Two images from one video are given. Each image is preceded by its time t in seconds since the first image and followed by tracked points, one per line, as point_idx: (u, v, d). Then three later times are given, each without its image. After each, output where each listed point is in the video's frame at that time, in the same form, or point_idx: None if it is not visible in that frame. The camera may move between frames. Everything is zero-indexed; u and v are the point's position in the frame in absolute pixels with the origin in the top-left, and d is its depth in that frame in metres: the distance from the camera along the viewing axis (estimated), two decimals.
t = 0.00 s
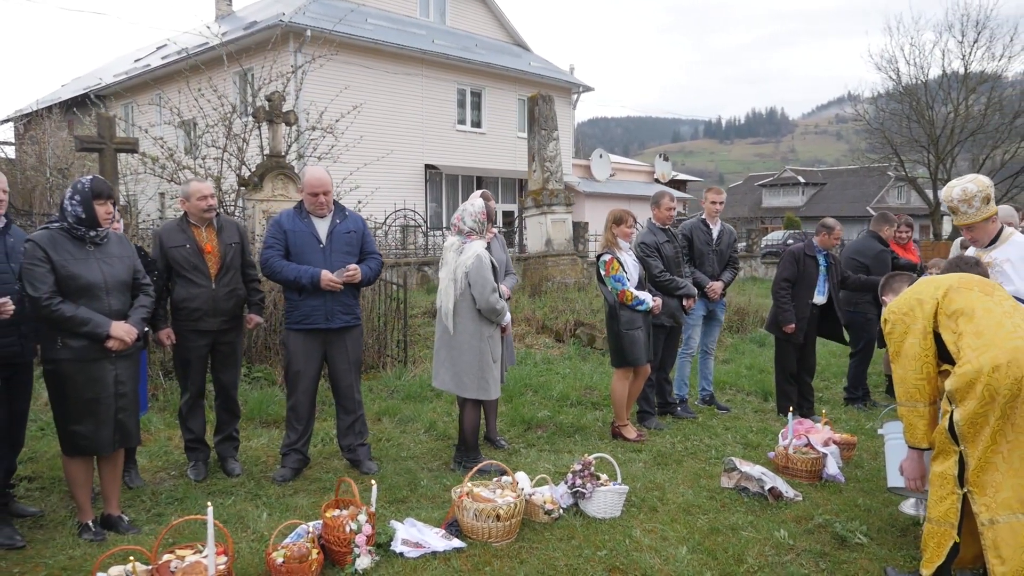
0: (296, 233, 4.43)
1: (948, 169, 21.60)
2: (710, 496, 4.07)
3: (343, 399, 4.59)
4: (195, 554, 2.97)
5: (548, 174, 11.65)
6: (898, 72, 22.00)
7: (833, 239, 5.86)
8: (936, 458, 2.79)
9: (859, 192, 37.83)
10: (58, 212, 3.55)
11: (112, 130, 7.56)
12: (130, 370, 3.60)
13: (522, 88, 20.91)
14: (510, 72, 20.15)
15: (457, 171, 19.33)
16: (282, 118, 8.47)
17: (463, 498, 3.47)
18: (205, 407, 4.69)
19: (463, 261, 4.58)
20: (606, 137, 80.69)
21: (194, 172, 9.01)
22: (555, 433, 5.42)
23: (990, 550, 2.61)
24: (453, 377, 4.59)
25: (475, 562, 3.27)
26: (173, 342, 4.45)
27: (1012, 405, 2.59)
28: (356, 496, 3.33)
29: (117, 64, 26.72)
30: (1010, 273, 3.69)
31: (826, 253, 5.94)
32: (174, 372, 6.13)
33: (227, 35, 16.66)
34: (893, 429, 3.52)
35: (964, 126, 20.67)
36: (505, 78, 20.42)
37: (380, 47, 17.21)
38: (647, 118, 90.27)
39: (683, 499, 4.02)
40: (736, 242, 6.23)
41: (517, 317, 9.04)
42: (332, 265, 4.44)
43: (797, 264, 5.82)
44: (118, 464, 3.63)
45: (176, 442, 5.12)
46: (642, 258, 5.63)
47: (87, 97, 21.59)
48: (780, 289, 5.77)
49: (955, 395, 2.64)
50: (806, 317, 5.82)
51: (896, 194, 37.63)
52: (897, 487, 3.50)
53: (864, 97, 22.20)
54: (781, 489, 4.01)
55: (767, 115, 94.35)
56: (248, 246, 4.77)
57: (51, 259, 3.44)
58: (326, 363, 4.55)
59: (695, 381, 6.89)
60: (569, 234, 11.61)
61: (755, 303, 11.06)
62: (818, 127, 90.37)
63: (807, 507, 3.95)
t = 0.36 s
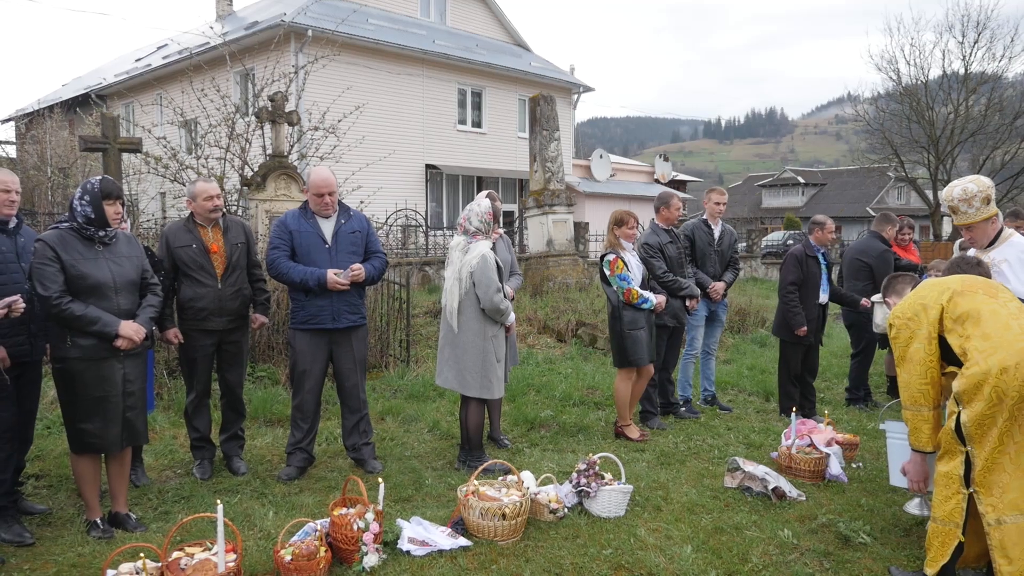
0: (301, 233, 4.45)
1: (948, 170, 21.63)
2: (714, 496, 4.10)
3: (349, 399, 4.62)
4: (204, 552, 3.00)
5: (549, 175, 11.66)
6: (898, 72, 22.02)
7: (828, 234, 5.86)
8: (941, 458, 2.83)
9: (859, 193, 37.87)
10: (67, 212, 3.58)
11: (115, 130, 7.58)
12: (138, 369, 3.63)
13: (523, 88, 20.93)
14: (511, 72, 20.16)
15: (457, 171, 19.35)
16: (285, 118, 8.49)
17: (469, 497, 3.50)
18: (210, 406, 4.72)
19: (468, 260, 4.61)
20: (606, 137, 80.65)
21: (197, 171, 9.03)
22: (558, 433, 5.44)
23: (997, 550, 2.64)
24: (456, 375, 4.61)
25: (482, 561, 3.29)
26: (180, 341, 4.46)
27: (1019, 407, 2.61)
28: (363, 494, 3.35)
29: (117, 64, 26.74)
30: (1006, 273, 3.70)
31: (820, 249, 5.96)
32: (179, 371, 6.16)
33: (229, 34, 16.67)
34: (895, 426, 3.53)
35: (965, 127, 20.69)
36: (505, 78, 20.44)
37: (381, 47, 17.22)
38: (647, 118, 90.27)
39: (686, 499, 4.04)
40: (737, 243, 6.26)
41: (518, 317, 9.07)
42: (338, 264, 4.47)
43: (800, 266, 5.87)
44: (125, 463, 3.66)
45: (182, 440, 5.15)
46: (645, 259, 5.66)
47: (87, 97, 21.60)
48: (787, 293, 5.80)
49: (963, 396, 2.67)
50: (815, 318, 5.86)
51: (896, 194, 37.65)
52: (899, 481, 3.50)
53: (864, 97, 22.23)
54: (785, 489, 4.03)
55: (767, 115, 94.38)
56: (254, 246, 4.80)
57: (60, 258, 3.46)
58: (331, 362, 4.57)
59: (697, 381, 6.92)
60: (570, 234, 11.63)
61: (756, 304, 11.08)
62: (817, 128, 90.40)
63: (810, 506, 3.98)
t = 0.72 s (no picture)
0: (320, 234, 4.46)
1: (962, 168, 21.42)
2: (733, 496, 4.09)
3: (367, 397, 4.65)
4: (229, 549, 3.03)
5: (562, 174, 11.66)
6: (911, 70, 21.85)
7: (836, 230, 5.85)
8: (968, 461, 2.81)
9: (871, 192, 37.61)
10: (91, 213, 3.61)
11: (133, 132, 7.65)
12: (161, 367, 3.66)
13: (534, 88, 20.92)
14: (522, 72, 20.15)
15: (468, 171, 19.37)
16: (300, 119, 8.53)
17: (489, 496, 3.51)
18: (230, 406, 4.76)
19: (485, 260, 4.63)
20: (616, 137, 80.49)
21: (212, 172, 9.09)
22: (575, 432, 5.45)
23: None
24: (473, 374, 4.63)
25: (503, 559, 3.30)
26: (201, 340, 4.50)
27: None
28: (385, 493, 3.37)
29: (131, 66, 26.96)
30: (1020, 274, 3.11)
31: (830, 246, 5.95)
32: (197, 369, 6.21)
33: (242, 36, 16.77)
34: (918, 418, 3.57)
35: (979, 125, 20.50)
36: (516, 78, 20.43)
37: (393, 47, 17.25)
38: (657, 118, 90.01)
39: (705, 498, 4.03)
40: (746, 241, 6.24)
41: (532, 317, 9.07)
42: (357, 265, 4.49)
43: (816, 266, 5.86)
44: (148, 461, 3.70)
45: (201, 439, 5.19)
46: (661, 258, 5.63)
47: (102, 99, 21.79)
48: (805, 293, 5.79)
49: (996, 399, 2.67)
50: (837, 316, 5.86)
51: (909, 194, 37.33)
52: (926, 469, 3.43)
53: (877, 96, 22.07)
54: (805, 489, 4.02)
55: (778, 114, 93.90)
56: (273, 246, 4.84)
57: (84, 258, 3.49)
58: (350, 361, 4.60)
59: (713, 381, 6.90)
60: (583, 233, 11.61)
61: (770, 303, 11.03)
62: (829, 126, 89.81)
63: (831, 506, 3.96)
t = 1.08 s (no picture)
0: (348, 234, 4.50)
1: (983, 168, 21.19)
2: (761, 496, 4.08)
3: (394, 397, 4.69)
4: (264, 546, 3.06)
5: (581, 174, 11.65)
6: (931, 69, 21.63)
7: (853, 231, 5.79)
8: None
9: (889, 192, 37.26)
10: (126, 214, 3.66)
11: (159, 133, 7.74)
12: (194, 366, 3.70)
13: (550, 88, 20.93)
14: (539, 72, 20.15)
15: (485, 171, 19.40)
16: (321, 120, 8.59)
17: (519, 495, 3.53)
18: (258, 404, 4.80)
19: (512, 260, 4.65)
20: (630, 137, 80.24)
21: (234, 173, 9.18)
22: (599, 432, 5.45)
23: None
24: (500, 373, 4.66)
25: (534, 558, 3.32)
26: (230, 340, 4.56)
27: None
28: (416, 491, 3.39)
29: (150, 68, 27.25)
30: None
31: (851, 246, 5.88)
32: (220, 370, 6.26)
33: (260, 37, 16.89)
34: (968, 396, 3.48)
35: (1000, 123, 20.27)
36: (533, 78, 20.44)
37: (410, 49, 17.30)
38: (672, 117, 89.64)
39: (734, 499, 4.02)
40: (764, 241, 6.20)
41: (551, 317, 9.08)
42: (385, 264, 4.53)
43: (838, 267, 5.80)
44: (181, 460, 3.74)
45: (228, 437, 5.24)
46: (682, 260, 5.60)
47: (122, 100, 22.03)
48: (828, 295, 5.73)
49: None
50: (860, 317, 5.81)
51: (928, 193, 36.93)
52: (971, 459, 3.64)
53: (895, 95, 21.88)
54: (834, 490, 4.00)
55: (794, 113, 93.25)
56: (300, 247, 4.88)
57: (120, 258, 3.54)
58: (377, 361, 4.65)
59: (735, 381, 6.87)
60: (602, 234, 11.59)
61: (790, 304, 10.96)
62: (845, 126, 89.07)
63: (860, 508, 3.94)
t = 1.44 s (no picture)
0: (371, 233, 4.55)
1: (994, 168, 21.09)
2: (783, 496, 4.08)
3: (414, 396, 4.72)
4: (293, 543, 3.09)
5: (593, 175, 11.67)
6: (942, 69, 21.54)
7: (870, 231, 5.80)
8: None
9: (899, 193, 37.12)
10: (153, 213, 3.70)
11: (176, 133, 7.80)
12: (221, 365, 3.74)
13: (560, 88, 20.94)
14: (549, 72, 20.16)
15: (495, 171, 19.44)
16: (337, 120, 8.63)
17: (543, 494, 3.55)
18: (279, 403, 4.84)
19: (529, 261, 4.68)
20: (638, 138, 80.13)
21: (250, 172, 9.24)
22: (616, 432, 5.47)
23: None
24: (519, 372, 4.68)
25: (559, 556, 3.33)
26: (253, 339, 4.60)
27: None
28: (442, 489, 3.41)
29: (161, 69, 27.42)
30: None
31: (868, 246, 5.87)
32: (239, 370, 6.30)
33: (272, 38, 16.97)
34: None
35: (1011, 124, 20.18)
36: (543, 79, 20.45)
37: (421, 49, 17.33)
38: (680, 118, 89.50)
39: (756, 498, 4.03)
40: (784, 241, 6.21)
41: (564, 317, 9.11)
42: (408, 263, 4.60)
43: (854, 267, 5.77)
44: (207, 458, 3.78)
45: (248, 436, 5.27)
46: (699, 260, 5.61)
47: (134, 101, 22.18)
48: (844, 295, 5.73)
49: None
50: (877, 318, 5.80)
51: (938, 194, 36.75)
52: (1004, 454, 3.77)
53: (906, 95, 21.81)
54: (856, 490, 4.00)
55: (802, 113, 92.95)
56: (322, 246, 4.92)
57: (149, 258, 3.58)
58: (398, 361, 4.69)
59: (751, 381, 6.88)
60: (614, 234, 11.61)
61: (802, 305, 10.95)
62: (854, 126, 88.74)
63: (882, 508, 3.93)
